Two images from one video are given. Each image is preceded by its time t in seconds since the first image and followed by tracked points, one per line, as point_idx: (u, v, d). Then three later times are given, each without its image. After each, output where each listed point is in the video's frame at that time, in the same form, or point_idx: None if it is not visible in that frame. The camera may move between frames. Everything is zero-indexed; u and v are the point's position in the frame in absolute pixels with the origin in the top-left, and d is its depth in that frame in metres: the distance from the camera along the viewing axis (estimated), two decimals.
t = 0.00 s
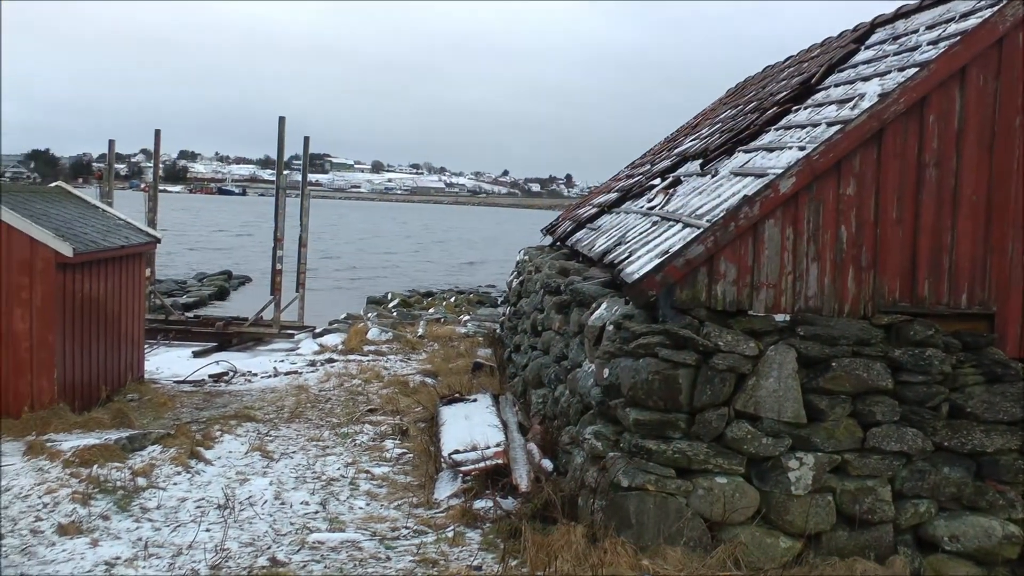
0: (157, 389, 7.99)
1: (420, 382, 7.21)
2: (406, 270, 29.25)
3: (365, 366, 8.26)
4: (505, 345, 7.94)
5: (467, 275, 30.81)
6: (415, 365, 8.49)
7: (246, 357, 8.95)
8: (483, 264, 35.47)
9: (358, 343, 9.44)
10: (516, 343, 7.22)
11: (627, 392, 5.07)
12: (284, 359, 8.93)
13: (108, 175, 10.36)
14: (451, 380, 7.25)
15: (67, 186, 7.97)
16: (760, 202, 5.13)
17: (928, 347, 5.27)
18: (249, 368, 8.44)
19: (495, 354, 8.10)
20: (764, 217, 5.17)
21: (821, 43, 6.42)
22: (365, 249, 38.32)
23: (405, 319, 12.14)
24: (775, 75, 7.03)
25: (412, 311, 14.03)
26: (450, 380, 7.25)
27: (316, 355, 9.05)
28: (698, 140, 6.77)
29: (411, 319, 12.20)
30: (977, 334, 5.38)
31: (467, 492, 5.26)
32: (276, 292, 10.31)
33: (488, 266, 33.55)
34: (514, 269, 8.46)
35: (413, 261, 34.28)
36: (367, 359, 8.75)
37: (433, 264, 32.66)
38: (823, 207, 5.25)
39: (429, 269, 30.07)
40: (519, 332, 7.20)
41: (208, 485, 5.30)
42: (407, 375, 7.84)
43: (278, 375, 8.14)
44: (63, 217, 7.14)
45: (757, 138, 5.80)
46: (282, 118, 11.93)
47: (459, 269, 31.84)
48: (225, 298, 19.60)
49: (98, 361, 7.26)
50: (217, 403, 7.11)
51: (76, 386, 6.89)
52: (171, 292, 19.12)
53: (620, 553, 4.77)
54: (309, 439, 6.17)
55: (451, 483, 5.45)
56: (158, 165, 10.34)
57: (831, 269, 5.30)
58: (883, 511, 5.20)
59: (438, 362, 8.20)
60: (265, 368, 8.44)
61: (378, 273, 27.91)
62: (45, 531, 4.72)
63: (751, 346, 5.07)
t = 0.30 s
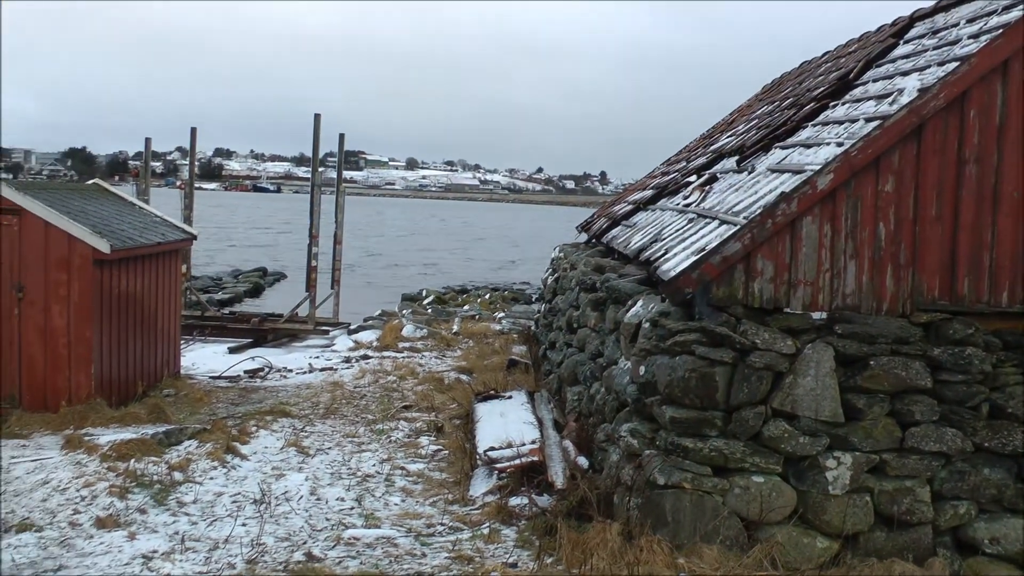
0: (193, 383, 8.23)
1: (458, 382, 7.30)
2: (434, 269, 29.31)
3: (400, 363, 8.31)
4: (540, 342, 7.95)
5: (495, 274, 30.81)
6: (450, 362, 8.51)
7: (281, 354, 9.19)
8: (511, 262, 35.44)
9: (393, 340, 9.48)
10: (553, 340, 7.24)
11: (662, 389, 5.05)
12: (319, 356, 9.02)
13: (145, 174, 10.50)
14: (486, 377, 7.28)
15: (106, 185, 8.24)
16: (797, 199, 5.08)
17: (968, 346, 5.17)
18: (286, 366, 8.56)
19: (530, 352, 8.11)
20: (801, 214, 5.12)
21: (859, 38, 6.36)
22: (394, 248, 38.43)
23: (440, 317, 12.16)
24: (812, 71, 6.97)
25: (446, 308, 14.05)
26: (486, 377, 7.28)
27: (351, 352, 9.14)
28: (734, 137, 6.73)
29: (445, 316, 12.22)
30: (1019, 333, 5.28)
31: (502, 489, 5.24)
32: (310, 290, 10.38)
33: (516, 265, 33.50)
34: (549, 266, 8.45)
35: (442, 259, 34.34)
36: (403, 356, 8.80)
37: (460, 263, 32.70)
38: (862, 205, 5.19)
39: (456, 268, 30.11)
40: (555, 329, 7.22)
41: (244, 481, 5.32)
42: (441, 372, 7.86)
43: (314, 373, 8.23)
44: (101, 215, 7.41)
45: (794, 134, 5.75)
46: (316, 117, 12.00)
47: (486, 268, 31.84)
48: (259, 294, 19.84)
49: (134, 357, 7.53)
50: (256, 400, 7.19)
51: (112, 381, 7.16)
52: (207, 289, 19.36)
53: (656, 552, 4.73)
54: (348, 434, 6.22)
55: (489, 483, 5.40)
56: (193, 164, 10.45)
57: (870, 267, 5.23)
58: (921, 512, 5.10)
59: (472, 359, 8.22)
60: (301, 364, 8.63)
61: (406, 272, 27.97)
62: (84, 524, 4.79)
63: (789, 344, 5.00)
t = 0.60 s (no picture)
0: (230, 378, 8.33)
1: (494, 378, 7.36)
2: (462, 268, 29.37)
3: (437, 360, 8.36)
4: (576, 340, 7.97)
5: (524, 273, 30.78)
6: (486, 359, 8.53)
7: (317, 349, 9.28)
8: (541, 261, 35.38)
9: (429, 337, 9.51)
10: (589, 337, 7.25)
11: (699, 388, 5.02)
12: (355, 352, 9.13)
13: (184, 170, 10.67)
14: (523, 373, 7.31)
15: (145, 180, 8.37)
16: (836, 198, 5.03)
17: (1010, 348, 5.06)
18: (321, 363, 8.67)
19: (567, 349, 8.12)
20: (841, 213, 5.07)
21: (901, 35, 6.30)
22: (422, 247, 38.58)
23: (476, 314, 12.17)
24: (852, 68, 6.91)
25: (482, 305, 14.06)
26: (523, 373, 7.32)
27: (388, 349, 9.24)
28: (773, 135, 6.69)
29: (481, 314, 12.23)
30: None
31: (538, 486, 5.23)
32: (346, 286, 10.45)
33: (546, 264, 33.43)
34: (586, 264, 8.46)
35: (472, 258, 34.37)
36: (439, 353, 8.86)
37: (489, 263, 32.75)
38: (902, 204, 5.12)
39: (484, 267, 30.13)
40: (593, 326, 7.24)
41: (281, 475, 5.35)
42: (478, 369, 7.87)
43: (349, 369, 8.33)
44: (139, 210, 7.55)
45: (833, 133, 5.71)
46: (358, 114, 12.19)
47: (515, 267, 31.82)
48: (294, 291, 20.11)
49: (171, 350, 7.67)
50: (289, 395, 7.38)
51: (150, 374, 7.30)
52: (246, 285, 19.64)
53: (693, 551, 4.70)
54: (384, 429, 6.26)
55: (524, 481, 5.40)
56: (230, 160, 10.58)
57: (910, 266, 5.17)
58: (961, 516, 4.98)
59: (509, 357, 8.23)
60: (337, 360, 8.75)
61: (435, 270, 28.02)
62: (121, 515, 4.86)
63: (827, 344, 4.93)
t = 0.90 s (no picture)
0: (272, 374, 8.39)
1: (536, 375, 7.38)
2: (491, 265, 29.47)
3: (479, 356, 8.40)
4: (618, 337, 7.97)
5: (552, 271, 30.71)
6: (528, 356, 8.56)
7: (361, 346, 9.35)
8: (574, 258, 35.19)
9: (471, 332, 9.57)
10: (631, 334, 7.25)
11: (741, 387, 4.99)
12: (395, 349, 9.18)
13: (228, 167, 10.90)
14: (565, 370, 7.33)
15: (189, 176, 8.45)
16: (880, 194, 4.98)
17: None
18: (361, 360, 8.72)
19: (609, 346, 8.12)
20: (884, 210, 5.01)
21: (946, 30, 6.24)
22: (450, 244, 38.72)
23: (516, 311, 12.18)
24: (896, 64, 6.85)
25: (524, 301, 14.12)
26: (565, 370, 7.34)
27: (429, 345, 9.29)
28: (815, 131, 6.65)
29: (522, 311, 12.24)
30: None
31: (580, 483, 5.22)
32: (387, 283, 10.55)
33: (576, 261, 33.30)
34: (628, 261, 8.45)
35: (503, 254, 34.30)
36: (481, 350, 8.88)
37: (519, 260, 32.83)
38: (946, 201, 5.04)
39: (513, 265, 30.11)
40: (635, 323, 7.24)
41: (324, 471, 5.37)
42: (519, 366, 7.90)
43: (388, 366, 8.38)
44: (182, 207, 7.61)
45: (877, 129, 5.68)
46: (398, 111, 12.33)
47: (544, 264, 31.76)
48: (333, 288, 20.37)
49: (213, 345, 7.72)
50: (332, 393, 7.39)
51: (192, 369, 7.35)
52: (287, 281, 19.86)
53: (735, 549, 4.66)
54: (425, 426, 6.28)
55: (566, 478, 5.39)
56: (274, 154, 10.86)
57: (954, 263, 5.10)
58: (1006, 517, 4.83)
59: (550, 354, 8.24)
60: (380, 356, 8.82)
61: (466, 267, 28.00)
62: (164, 510, 4.92)
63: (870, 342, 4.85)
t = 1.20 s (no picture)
0: (301, 369, 8.43)
1: (566, 372, 7.40)
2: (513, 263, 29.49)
3: (508, 354, 8.41)
4: (648, 335, 7.96)
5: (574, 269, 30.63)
6: (557, 354, 8.56)
7: (390, 342, 9.38)
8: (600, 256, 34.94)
9: (500, 330, 9.59)
10: (661, 333, 7.24)
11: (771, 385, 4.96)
12: (423, 346, 9.23)
13: (259, 164, 11.03)
14: (595, 368, 7.34)
15: (220, 174, 8.51)
16: (912, 192, 4.91)
17: None
18: (390, 356, 8.76)
19: (639, 345, 8.11)
20: (915, 209, 4.94)
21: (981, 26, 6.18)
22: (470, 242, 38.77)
23: (545, 308, 12.16)
24: (929, 61, 6.79)
25: (554, 300, 14.12)
26: (595, 368, 7.34)
27: (459, 342, 9.32)
28: (847, 129, 6.61)
29: (550, 309, 12.21)
30: None
31: (609, 481, 5.20)
32: (417, 280, 10.61)
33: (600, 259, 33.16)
34: (657, 259, 8.44)
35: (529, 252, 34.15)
36: (510, 347, 8.90)
37: (540, 259, 32.83)
38: (979, 199, 4.96)
39: (534, 263, 30.07)
40: (665, 321, 7.23)
41: (353, 467, 5.39)
42: (549, 364, 7.90)
43: (418, 363, 8.41)
44: (213, 203, 7.66)
45: (909, 127, 5.66)
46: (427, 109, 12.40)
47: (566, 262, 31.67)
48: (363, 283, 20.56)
49: (243, 341, 7.76)
50: (362, 389, 7.42)
51: (222, 365, 7.39)
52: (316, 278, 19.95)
53: (764, 549, 4.64)
54: (454, 423, 6.30)
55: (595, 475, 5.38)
56: (304, 153, 10.97)
57: (987, 263, 5.02)
58: None
59: (579, 351, 8.24)
60: (409, 353, 8.85)
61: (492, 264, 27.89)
62: (194, 504, 4.95)
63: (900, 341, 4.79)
